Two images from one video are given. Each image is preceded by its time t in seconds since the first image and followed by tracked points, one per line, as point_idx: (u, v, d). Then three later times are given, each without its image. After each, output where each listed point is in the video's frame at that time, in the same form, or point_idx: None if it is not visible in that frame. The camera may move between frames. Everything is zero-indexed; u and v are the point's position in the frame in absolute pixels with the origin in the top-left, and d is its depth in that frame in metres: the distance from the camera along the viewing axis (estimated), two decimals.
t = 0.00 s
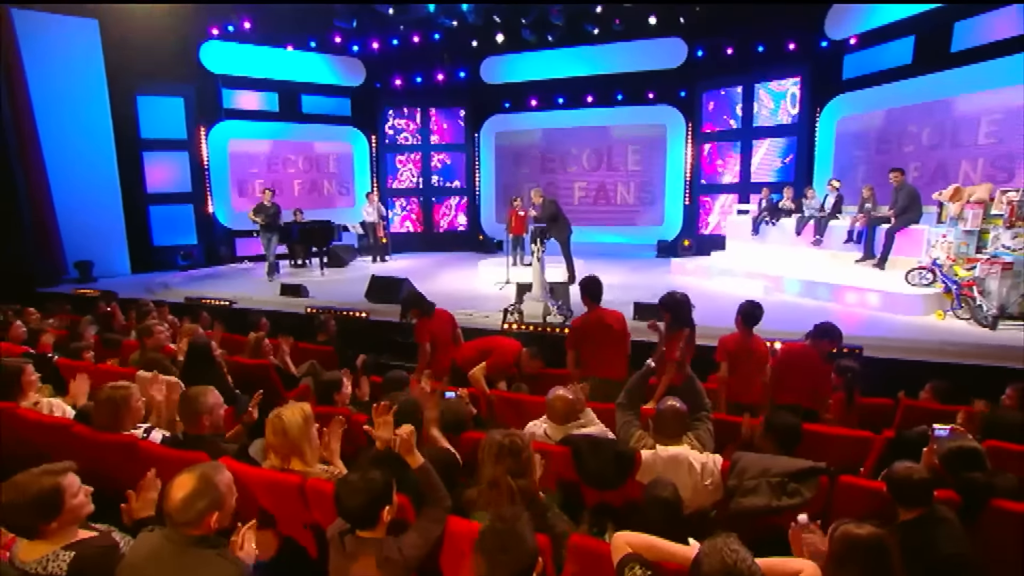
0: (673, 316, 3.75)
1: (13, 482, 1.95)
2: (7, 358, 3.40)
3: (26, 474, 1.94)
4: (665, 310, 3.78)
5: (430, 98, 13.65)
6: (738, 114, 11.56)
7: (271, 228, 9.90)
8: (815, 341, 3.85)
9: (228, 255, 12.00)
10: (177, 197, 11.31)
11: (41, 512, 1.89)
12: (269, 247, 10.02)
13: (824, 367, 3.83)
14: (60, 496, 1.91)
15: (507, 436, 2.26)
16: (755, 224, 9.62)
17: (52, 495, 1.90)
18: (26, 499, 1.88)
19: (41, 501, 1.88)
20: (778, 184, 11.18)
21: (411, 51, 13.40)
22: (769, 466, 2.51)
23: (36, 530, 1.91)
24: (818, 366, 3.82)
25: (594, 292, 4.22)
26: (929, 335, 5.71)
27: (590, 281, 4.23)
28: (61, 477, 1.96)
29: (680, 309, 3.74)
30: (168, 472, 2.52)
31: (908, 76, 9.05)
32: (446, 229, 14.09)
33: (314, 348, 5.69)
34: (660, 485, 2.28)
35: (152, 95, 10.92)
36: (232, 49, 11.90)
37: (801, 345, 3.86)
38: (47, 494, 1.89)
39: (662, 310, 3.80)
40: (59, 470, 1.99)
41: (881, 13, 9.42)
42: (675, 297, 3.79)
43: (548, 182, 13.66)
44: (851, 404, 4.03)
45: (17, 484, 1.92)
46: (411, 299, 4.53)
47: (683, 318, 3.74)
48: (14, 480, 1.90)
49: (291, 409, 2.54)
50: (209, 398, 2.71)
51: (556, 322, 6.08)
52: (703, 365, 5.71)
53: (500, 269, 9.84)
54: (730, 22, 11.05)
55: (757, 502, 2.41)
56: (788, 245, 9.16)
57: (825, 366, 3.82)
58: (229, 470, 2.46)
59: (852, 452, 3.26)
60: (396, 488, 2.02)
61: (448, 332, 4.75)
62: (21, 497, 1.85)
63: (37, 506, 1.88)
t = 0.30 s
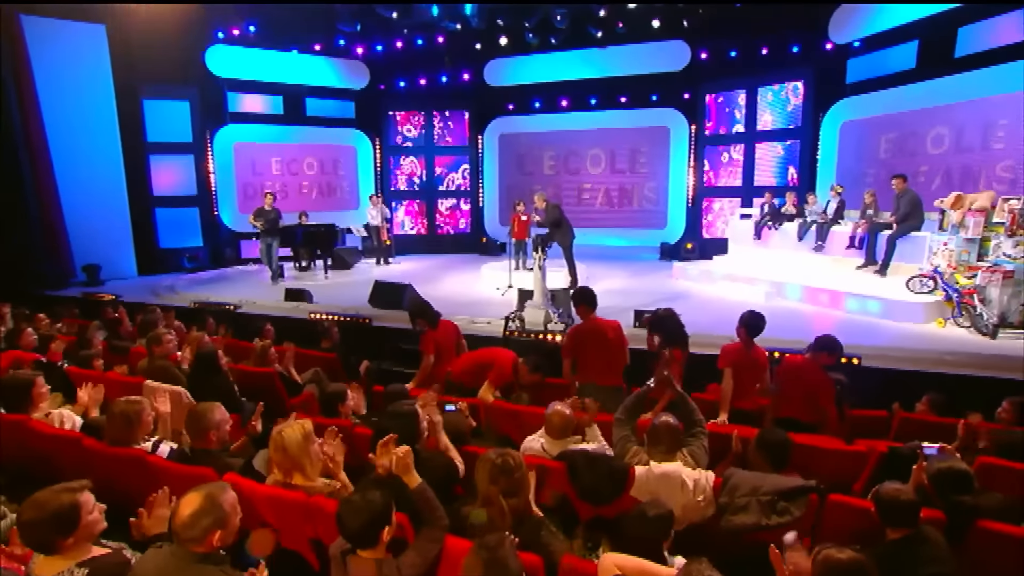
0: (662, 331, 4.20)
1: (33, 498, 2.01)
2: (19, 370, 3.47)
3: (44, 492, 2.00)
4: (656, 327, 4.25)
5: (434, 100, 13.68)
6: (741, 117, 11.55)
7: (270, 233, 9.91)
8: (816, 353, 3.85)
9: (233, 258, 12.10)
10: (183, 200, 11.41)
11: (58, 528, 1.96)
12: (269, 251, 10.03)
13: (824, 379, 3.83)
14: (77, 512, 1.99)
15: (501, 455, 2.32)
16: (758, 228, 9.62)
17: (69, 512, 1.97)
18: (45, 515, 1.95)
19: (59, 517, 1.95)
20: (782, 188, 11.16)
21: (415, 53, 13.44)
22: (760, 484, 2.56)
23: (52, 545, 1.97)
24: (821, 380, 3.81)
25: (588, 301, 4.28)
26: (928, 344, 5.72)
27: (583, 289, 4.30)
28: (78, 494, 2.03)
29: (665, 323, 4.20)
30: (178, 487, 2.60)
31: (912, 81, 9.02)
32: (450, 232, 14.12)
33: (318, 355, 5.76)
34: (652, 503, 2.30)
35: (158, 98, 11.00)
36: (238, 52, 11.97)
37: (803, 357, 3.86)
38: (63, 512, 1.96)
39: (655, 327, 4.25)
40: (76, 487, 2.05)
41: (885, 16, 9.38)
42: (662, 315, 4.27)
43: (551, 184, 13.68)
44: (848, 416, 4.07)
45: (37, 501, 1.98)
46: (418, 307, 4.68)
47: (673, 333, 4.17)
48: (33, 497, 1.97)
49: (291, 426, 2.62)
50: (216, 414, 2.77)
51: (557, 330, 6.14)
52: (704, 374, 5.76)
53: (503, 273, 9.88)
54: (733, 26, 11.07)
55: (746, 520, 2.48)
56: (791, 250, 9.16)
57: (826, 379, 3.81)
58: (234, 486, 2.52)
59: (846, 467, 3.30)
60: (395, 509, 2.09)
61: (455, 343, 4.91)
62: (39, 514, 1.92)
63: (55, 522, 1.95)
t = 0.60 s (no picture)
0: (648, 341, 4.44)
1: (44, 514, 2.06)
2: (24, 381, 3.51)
3: (55, 509, 2.05)
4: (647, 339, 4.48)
5: (435, 100, 13.69)
6: (742, 118, 11.54)
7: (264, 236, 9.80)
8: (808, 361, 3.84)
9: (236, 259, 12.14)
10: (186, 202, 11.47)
11: (67, 544, 2.01)
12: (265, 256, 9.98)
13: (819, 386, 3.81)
14: (86, 529, 2.03)
15: (496, 473, 2.39)
16: (759, 229, 9.65)
17: (79, 529, 2.01)
18: (55, 531, 1.99)
19: (68, 534, 2.00)
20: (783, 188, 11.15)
21: (415, 54, 13.44)
22: (752, 499, 2.59)
23: (62, 562, 2.01)
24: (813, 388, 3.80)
25: (592, 309, 4.32)
26: (927, 349, 5.73)
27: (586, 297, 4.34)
28: (89, 510, 2.08)
29: (651, 333, 4.43)
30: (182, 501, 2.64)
31: (913, 82, 8.99)
32: (451, 232, 14.18)
33: (319, 361, 5.82)
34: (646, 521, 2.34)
35: (160, 100, 11.03)
36: (240, 54, 11.97)
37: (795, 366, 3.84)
38: (72, 529, 2.01)
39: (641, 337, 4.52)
40: (87, 504, 2.10)
41: (887, 16, 9.34)
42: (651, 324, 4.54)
43: (553, 184, 13.69)
44: (844, 425, 4.11)
45: (49, 518, 2.02)
46: (425, 312, 4.76)
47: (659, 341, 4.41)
48: (45, 515, 2.01)
49: (290, 441, 2.66)
50: (219, 429, 2.80)
51: (556, 335, 6.18)
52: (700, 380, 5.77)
53: (503, 275, 9.91)
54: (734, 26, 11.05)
55: (737, 535, 2.52)
56: (791, 251, 9.17)
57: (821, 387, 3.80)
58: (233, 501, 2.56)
59: (840, 477, 3.33)
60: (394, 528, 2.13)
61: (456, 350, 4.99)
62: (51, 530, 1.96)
63: (64, 538, 2.00)
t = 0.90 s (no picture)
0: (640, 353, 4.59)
1: (48, 539, 2.10)
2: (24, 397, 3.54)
3: (59, 534, 2.09)
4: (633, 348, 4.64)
5: (434, 98, 13.65)
6: (742, 116, 11.52)
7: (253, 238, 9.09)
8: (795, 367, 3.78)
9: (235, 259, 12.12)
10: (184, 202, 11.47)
11: (72, 568, 2.04)
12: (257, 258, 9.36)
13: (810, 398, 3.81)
14: (90, 553, 2.07)
15: (489, 496, 2.43)
16: (757, 230, 9.57)
17: (82, 553, 2.05)
18: (60, 556, 2.03)
19: (72, 558, 2.03)
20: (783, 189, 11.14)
21: (414, 51, 13.38)
22: (742, 518, 2.61)
23: None
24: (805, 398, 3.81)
25: (598, 320, 4.35)
26: (922, 354, 5.75)
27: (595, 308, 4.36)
28: (92, 534, 2.12)
29: (643, 345, 4.58)
30: (183, 519, 2.68)
31: (913, 82, 8.94)
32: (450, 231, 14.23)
33: (318, 367, 5.86)
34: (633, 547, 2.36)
35: (158, 101, 11.01)
36: (237, 53, 11.93)
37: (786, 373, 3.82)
38: (75, 553, 2.05)
39: (630, 348, 4.68)
40: (90, 528, 2.14)
41: (887, 16, 9.29)
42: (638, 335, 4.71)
43: (552, 183, 13.67)
44: (838, 435, 4.14)
45: (53, 543, 2.06)
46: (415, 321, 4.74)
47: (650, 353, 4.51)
48: (49, 540, 2.04)
49: (287, 459, 2.71)
50: (217, 447, 2.84)
51: (554, 340, 6.22)
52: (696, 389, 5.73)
53: (501, 276, 9.92)
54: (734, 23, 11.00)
55: (727, 554, 2.52)
56: (790, 252, 9.17)
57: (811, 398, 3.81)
58: (231, 520, 2.59)
59: (832, 489, 3.37)
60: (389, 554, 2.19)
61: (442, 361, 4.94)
62: (54, 555, 2.00)
63: (68, 563, 2.03)
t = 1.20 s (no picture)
0: (641, 358, 4.52)
1: (50, 561, 2.12)
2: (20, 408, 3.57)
3: (63, 555, 2.11)
4: (630, 351, 4.60)
5: (433, 94, 13.59)
6: (741, 114, 11.52)
7: (246, 240, 8.70)
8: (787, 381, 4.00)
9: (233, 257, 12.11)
10: (182, 200, 11.44)
11: None
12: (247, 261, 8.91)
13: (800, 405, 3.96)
14: None
15: (482, 515, 2.47)
16: (756, 229, 9.55)
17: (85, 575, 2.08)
18: None
19: None
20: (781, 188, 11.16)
21: (413, 47, 13.30)
22: (733, 534, 2.63)
23: None
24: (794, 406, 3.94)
25: (596, 328, 4.36)
26: (919, 358, 5.74)
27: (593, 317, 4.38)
28: (96, 556, 2.14)
29: (641, 349, 4.53)
30: (182, 535, 2.71)
31: (913, 81, 8.89)
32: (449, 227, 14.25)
33: (316, 370, 5.89)
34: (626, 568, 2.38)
35: (156, 98, 10.95)
36: (234, 50, 11.85)
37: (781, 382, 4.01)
38: None
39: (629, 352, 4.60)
40: (94, 549, 2.17)
41: (887, 13, 9.24)
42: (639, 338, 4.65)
43: (551, 179, 13.62)
44: (832, 443, 4.16)
45: (56, 566, 2.08)
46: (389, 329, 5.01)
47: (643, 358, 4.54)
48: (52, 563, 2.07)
49: (283, 475, 2.73)
50: (213, 462, 2.87)
51: (551, 343, 6.24)
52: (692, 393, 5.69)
53: (499, 277, 9.93)
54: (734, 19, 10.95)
55: (717, 571, 2.56)
56: (787, 252, 9.17)
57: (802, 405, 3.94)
58: (227, 536, 2.61)
59: (825, 501, 3.39)
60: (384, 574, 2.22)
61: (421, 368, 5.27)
62: (59, 575, 2.03)
63: None
